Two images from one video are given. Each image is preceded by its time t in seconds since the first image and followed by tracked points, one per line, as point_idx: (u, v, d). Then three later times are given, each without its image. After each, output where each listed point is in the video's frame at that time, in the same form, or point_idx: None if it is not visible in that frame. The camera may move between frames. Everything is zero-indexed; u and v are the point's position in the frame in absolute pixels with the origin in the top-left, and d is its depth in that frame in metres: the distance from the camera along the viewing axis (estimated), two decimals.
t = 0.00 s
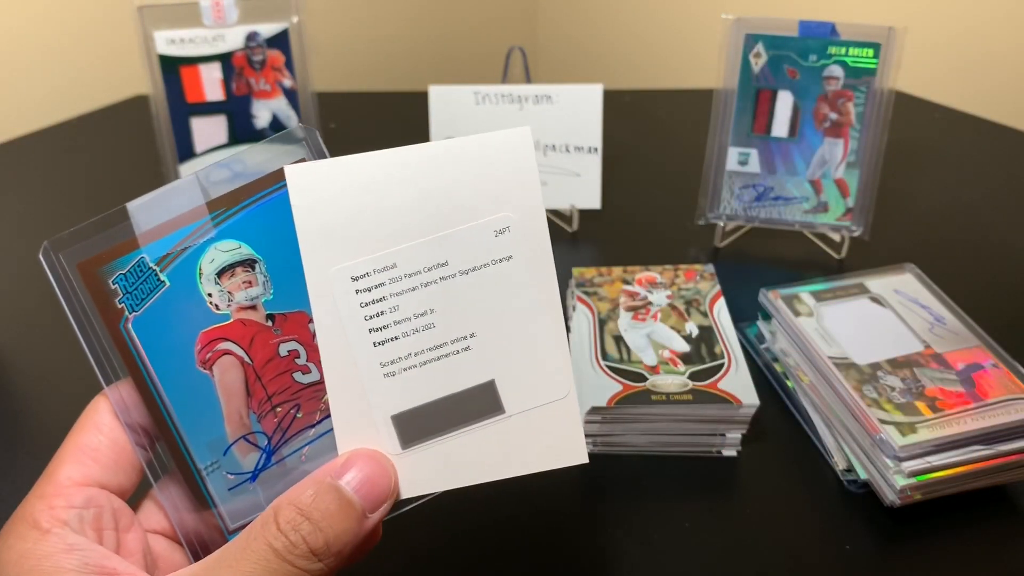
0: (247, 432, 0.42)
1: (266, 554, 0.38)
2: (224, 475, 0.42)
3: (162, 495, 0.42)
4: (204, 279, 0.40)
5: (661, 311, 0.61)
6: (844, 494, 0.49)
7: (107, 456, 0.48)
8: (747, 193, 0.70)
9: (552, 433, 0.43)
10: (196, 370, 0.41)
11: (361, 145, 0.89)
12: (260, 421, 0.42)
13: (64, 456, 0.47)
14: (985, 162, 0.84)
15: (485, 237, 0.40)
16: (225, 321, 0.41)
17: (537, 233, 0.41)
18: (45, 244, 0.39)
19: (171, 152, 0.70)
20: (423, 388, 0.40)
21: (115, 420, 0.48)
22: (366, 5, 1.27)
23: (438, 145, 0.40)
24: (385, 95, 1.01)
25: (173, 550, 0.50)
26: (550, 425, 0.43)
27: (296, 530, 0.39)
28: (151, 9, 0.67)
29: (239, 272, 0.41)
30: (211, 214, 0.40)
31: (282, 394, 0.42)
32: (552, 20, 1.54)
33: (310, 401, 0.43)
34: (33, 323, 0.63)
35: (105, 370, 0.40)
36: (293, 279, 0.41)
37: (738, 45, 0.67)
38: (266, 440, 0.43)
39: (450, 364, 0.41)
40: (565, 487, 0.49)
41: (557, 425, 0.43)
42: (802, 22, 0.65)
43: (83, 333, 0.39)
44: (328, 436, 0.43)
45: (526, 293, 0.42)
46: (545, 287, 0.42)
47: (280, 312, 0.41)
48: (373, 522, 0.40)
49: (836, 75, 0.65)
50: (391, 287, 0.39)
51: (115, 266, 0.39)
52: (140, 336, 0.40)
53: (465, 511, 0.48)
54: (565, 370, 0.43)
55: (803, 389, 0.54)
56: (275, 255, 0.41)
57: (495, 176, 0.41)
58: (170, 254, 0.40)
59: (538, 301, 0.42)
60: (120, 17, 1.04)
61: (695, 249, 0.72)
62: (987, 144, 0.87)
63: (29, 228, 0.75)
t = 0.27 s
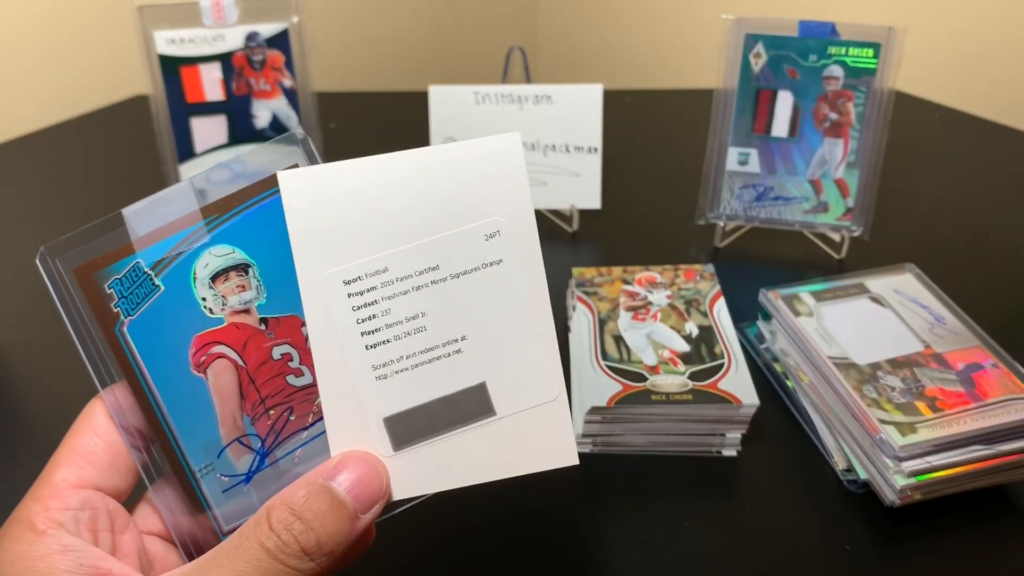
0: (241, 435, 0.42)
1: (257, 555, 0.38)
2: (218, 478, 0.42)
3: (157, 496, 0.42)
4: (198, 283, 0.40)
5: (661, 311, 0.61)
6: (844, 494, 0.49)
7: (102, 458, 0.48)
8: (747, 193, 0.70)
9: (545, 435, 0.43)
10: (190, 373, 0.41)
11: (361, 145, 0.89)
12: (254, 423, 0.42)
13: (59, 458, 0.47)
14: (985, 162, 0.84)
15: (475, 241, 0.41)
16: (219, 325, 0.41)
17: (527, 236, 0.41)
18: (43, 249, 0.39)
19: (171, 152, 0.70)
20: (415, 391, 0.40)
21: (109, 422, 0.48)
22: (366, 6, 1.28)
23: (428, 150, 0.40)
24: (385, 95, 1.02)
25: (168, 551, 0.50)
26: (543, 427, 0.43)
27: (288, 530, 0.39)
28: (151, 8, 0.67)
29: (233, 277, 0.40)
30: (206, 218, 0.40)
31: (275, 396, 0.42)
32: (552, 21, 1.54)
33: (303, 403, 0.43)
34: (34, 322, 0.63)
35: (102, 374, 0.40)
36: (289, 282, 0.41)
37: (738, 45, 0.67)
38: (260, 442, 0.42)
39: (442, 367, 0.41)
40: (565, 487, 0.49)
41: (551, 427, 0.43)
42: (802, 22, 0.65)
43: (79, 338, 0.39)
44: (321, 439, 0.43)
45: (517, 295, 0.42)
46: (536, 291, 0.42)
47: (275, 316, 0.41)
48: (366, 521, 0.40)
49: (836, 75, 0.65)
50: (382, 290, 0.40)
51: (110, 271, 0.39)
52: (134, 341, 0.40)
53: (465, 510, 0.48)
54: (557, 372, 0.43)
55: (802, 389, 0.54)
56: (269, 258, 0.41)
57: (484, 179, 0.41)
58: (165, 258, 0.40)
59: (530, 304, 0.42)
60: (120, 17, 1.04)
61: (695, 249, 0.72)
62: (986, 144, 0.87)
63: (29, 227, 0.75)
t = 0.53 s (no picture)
0: (246, 436, 0.42)
1: (263, 557, 0.38)
2: (223, 479, 0.42)
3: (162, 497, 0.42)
4: (204, 285, 0.40)
5: (661, 311, 0.61)
6: (844, 494, 0.49)
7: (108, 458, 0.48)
8: (747, 193, 0.70)
9: (548, 438, 0.43)
10: (196, 374, 0.41)
11: (361, 145, 0.89)
12: (259, 425, 0.42)
13: (65, 458, 0.47)
14: (985, 162, 0.84)
15: (480, 245, 0.40)
16: (224, 327, 0.41)
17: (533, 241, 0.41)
18: (50, 249, 0.39)
19: (171, 152, 0.70)
20: (420, 393, 0.40)
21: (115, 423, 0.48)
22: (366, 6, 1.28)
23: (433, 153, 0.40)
24: (385, 95, 1.02)
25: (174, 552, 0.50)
26: (547, 429, 0.43)
27: (293, 531, 0.39)
28: (151, 8, 0.67)
29: (238, 279, 0.41)
30: (213, 220, 0.40)
31: (280, 398, 0.42)
32: (552, 20, 1.54)
33: (308, 406, 0.43)
34: (34, 322, 0.63)
35: (108, 375, 0.40)
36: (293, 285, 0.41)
37: (738, 45, 0.67)
38: (265, 444, 0.43)
39: (447, 370, 0.41)
40: (565, 487, 0.49)
41: (553, 430, 0.43)
42: (802, 22, 0.65)
43: (85, 338, 0.39)
44: (326, 440, 0.43)
45: (522, 299, 0.42)
46: (540, 294, 0.42)
47: (281, 317, 0.41)
48: (371, 522, 0.40)
49: (836, 75, 0.65)
50: (388, 293, 0.40)
51: (117, 272, 0.39)
52: (140, 342, 0.40)
53: (465, 511, 0.48)
54: (561, 376, 0.43)
55: (803, 389, 0.54)
56: (275, 260, 0.41)
57: (489, 184, 0.41)
58: (171, 260, 0.40)
59: (535, 308, 0.42)
60: (120, 17, 1.04)
61: (695, 249, 0.72)
62: (986, 144, 0.87)
63: (29, 227, 0.75)
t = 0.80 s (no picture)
0: (251, 439, 0.42)
1: (268, 560, 0.38)
2: (228, 481, 0.42)
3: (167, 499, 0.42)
4: (211, 287, 0.40)
5: (661, 311, 0.61)
6: (844, 494, 0.49)
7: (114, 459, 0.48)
8: (747, 193, 0.70)
9: (552, 443, 0.43)
10: (202, 377, 0.41)
11: (361, 145, 0.89)
12: (265, 428, 0.42)
13: (71, 460, 0.47)
14: (985, 162, 0.84)
15: (487, 250, 0.40)
16: (231, 329, 0.41)
17: (540, 248, 0.41)
18: (58, 250, 0.39)
19: (171, 152, 0.70)
20: (425, 398, 0.40)
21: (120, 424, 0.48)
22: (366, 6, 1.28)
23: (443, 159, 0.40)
24: (385, 95, 1.02)
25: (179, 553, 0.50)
26: (551, 436, 0.43)
27: (298, 534, 0.39)
28: (151, 8, 0.67)
29: (245, 281, 0.41)
30: (221, 223, 0.40)
31: (286, 401, 0.42)
32: (552, 21, 1.54)
33: (314, 408, 0.42)
34: (34, 322, 0.63)
35: (113, 376, 0.40)
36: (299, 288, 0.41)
37: (738, 45, 0.67)
38: (270, 447, 0.42)
39: (452, 374, 0.41)
40: (566, 487, 0.49)
41: (557, 435, 0.43)
42: (802, 22, 0.65)
43: (92, 338, 0.39)
44: (331, 444, 0.43)
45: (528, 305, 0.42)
46: (547, 302, 0.42)
47: (288, 321, 0.41)
48: (375, 526, 0.40)
49: (836, 75, 0.65)
50: (394, 298, 0.40)
51: (125, 274, 0.39)
52: (147, 344, 0.40)
53: (465, 511, 0.48)
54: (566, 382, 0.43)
55: (802, 389, 0.54)
56: (283, 263, 0.41)
57: (497, 189, 0.41)
58: (179, 263, 0.40)
59: (541, 314, 0.42)
60: (120, 17, 1.04)
61: (696, 249, 0.72)
62: (986, 144, 0.87)
63: (29, 227, 0.75)
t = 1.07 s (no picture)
0: (255, 443, 0.42)
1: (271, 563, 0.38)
2: (231, 484, 0.42)
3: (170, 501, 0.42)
4: (217, 291, 0.40)
5: (661, 311, 0.61)
6: (845, 495, 0.49)
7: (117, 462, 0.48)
8: (747, 193, 0.70)
9: (553, 448, 0.43)
10: (207, 380, 0.41)
11: (361, 145, 0.89)
12: (269, 432, 0.42)
13: (74, 461, 0.47)
14: (985, 162, 0.84)
15: (493, 258, 0.40)
16: (236, 332, 0.41)
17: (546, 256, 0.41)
18: (64, 251, 0.39)
19: (170, 152, 0.70)
20: (429, 404, 0.40)
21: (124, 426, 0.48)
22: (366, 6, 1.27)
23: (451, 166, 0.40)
24: (385, 95, 1.02)
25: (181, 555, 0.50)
26: (554, 443, 0.42)
27: (301, 538, 0.39)
28: (151, 8, 0.67)
29: (251, 285, 0.41)
30: (228, 227, 0.40)
31: (290, 405, 0.42)
32: (552, 21, 1.54)
33: (318, 413, 0.43)
34: (34, 322, 0.63)
35: (118, 378, 0.40)
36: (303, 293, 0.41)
37: (738, 45, 0.67)
38: (273, 451, 0.42)
39: (456, 381, 0.41)
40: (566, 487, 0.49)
41: (560, 440, 0.43)
42: (802, 22, 0.65)
43: (97, 339, 0.39)
44: (335, 448, 0.43)
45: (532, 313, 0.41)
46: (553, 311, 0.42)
47: (294, 325, 0.41)
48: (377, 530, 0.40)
49: (836, 75, 0.65)
50: (400, 304, 0.40)
51: (131, 276, 0.39)
52: (152, 346, 0.40)
53: (465, 511, 0.48)
54: (569, 389, 0.43)
55: (803, 389, 0.54)
56: (289, 268, 0.41)
57: (504, 197, 0.41)
58: (185, 265, 0.40)
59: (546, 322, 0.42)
60: (119, 17, 1.04)
61: (696, 249, 0.72)
62: (985, 144, 0.87)
63: (28, 227, 0.75)
